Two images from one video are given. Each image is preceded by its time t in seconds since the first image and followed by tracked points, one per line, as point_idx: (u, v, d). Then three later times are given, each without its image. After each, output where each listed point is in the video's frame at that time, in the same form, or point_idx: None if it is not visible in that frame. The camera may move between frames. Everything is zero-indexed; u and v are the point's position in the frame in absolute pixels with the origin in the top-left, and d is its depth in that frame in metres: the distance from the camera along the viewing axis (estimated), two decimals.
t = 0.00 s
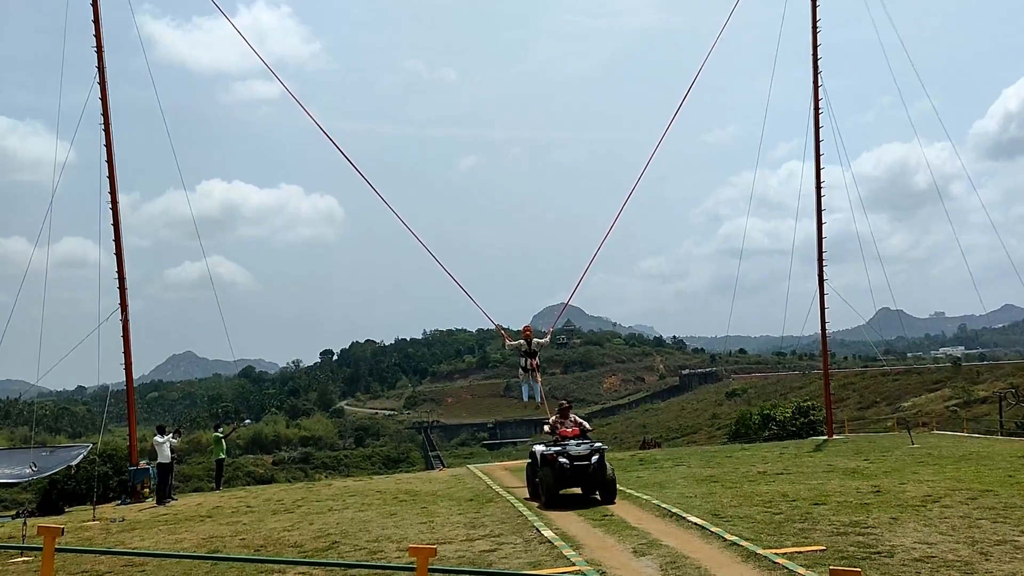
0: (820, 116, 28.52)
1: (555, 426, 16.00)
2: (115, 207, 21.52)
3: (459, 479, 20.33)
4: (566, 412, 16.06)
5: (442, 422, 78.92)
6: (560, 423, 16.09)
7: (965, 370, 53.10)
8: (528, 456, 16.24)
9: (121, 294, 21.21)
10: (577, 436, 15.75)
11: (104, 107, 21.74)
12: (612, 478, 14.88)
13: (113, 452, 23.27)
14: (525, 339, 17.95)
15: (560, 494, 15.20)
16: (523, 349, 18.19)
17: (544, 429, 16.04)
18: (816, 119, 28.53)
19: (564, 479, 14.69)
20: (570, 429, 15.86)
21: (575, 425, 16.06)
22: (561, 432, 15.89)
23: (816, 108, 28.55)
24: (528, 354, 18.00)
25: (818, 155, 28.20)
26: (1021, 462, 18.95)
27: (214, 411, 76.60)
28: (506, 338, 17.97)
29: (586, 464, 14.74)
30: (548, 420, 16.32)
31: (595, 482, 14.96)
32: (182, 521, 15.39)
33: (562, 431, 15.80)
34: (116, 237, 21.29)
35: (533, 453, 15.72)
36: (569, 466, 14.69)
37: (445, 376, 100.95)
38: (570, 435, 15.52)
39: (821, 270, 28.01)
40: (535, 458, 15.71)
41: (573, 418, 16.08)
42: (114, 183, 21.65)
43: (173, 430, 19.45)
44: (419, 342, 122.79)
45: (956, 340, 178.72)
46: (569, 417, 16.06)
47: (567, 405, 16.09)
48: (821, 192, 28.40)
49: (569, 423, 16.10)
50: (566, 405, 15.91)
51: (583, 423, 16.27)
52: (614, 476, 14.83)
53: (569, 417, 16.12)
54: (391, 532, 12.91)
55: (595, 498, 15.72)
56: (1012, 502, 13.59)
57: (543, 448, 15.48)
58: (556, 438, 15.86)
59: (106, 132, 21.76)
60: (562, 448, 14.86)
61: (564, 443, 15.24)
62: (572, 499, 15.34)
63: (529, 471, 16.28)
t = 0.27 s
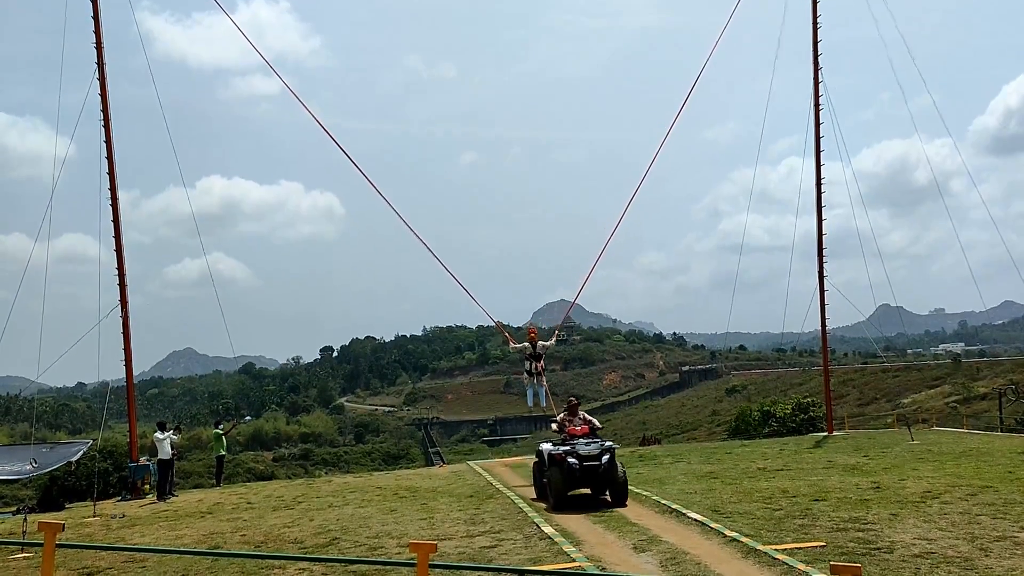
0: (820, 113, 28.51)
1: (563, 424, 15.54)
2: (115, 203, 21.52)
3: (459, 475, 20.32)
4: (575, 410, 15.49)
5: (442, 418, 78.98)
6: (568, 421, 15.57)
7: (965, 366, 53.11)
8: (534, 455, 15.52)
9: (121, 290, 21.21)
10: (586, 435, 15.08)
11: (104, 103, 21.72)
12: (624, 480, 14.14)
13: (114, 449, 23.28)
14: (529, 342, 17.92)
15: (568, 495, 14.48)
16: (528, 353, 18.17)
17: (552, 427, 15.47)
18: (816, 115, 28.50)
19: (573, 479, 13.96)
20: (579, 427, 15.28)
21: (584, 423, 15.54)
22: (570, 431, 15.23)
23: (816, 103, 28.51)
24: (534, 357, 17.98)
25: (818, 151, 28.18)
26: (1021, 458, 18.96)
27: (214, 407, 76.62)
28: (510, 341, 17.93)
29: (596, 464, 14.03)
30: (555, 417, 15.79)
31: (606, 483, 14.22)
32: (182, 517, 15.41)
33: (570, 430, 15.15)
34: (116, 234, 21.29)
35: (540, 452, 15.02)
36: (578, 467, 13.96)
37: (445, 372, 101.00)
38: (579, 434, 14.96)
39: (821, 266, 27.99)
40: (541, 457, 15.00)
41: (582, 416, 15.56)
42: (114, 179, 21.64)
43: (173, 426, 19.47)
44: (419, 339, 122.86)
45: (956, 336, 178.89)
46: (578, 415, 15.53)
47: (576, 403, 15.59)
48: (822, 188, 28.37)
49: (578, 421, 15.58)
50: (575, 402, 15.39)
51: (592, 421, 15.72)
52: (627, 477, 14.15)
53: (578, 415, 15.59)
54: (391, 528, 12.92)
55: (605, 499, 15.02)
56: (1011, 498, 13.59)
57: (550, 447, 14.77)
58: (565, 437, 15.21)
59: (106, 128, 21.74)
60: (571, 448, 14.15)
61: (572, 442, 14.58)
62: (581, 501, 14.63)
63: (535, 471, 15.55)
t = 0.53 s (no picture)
0: (820, 110, 28.50)
1: (574, 426, 14.81)
2: (115, 199, 21.51)
3: (460, 472, 20.34)
4: (586, 410, 14.72)
5: (442, 416, 79.05)
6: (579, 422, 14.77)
7: (965, 364, 53.15)
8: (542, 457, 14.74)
9: (122, 287, 21.20)
10: (598, 436, 14.29)
11: (104, 101, 21.72)
12: (638, 484, 13.39)
13: (114, 446, 23.28)
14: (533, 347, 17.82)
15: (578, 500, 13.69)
16: (533, 357, 18.10)
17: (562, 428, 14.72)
18: (816, 112, 28.51)
19: (585, 484, 13.18)
20: (590, 428, 14.48)
21: (595, 423, 14.74)
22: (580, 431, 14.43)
23: (816, 100, 28.51)
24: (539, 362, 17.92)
25: (818, 148, 28.17)
26: (1021, 455, 18.97)
27: (215, 405, 76.69)
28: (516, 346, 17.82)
29: (609, 468, 13.27)
30: (566, 418, 15.04)
31: (619, 488, 13.43)
32: (182, 515, 15.40)
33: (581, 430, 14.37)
34: (116, 231, 21.29)
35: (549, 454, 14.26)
36: (591, 471, 13.19)
37: (445, 370, 101.08)
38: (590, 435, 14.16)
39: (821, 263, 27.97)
40: (551, 458, 14.24)
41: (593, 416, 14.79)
42: (114, 176, 21.63)
43: (173, 423, 19.49)
44: (420, 336, 122.97)
45: (957, 333, 179.03)
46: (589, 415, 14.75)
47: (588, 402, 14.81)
48: (822, 185, 28.37)
49: (589, 421, 14.79)
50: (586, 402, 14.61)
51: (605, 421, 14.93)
52: (642, 482, 13.36)
53: (589, 415, 14.81)
54: (391, 526, 12.92)
55: (617, 503, 14.28)
56: (1012, 495, 13.60)
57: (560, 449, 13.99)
58: (575, 439, 14.36)
59: (106, 126, 21.74)
60: (581, 450, 13.38)
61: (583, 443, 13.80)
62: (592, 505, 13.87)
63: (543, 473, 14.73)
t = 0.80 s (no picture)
0: (821, 109, 28.48)
1: (585, 427, 14.00)
2: (115, 199, 21.51)
3: (460, 472, 20.36)
4: (597, 412, 14.01)
5: (442, 415, 79.02)
6: (590, 424, 14.05)
7: (965, 363, 53.15)
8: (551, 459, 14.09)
9: (122, 286, 21.20)
10: (611, 439, 13.55)
11: (104, 100, 21.71)
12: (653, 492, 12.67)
13: (114, 446, 23.27)
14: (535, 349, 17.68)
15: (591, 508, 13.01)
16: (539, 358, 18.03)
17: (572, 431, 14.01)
18: (816, 111, 28.50)
19: (597, 490, 12.52)
20: (601, 430, 13.72)
21: (608, 425, 13.96)
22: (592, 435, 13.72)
23: (817, 100, 28.51)
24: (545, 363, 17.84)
25: (819, 148, 28.16)
26: (1021, 454, 18.97)
27: (215, 405, 76.69)
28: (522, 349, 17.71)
29: (623, 473, 12.60)
30: (577, 420, 14.30)
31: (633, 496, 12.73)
32: (182, 514, 15.41)
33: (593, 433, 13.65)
34: (116, 230, 21.28)
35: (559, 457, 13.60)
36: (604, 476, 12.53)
37: (445, 370, 101.10)
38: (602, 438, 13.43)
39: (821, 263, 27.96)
40: (560, 462, 13.58)
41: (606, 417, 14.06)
42: (114, 176, 21.63)
43: (174, 423, 19.50)
44: (420, 336, 123.02)
45: (957, 333, 178.99)
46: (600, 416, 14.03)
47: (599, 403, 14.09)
48: (822, 185, 28.35)
49: (600, 423, 14.05)
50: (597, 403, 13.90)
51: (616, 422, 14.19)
52: (657, 490, 12.63)
53: (600, 416, 14.08)
54: (391, 525, 12.92)
55: (630, 510, 13.62)
56: (1012, 495, 13.60)
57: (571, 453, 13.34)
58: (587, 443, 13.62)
59: (106, 125, 21.73)
60: (593, 455, 12.72)
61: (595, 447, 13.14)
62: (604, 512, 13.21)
63: (553, 478, 14.04)
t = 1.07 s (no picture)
0: (820, 108, 28.49)
1: (596, 429, 13.44)
2: (114, 197, 21.50)
3: (459, 471, 20.37)
4: (611, 413, 13.53)
5: (441, 414, 79.01)
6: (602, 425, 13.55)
7: (964, 362, 53.19)
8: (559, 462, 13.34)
9: (121, 285, 21.20)
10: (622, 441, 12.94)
11: (103, 98, 21.71)
12: (669, 496, 11.89)
13: (113, 445, 23.26)
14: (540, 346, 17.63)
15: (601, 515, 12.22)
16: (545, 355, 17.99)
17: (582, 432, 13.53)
18: (815, 110, 28.51)
19: (609, 495, 11.73)
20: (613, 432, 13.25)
21: (619, 427, 13.43)
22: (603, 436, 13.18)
23: (816, 99, 28.51)
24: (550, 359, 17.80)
25: (818, 146, 28.16)
26: (1020, 453, 18.99)
27: (214, 403, 76.68)
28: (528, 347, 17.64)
29: (637, 477, 11.85)
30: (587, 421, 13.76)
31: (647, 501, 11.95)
32: (181, 513, 15.40)
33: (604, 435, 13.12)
34: (115, 229, 21.29)
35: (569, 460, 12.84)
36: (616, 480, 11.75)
37: (444, 369, 101.13)
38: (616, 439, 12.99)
39: (820, 261, 27.98)
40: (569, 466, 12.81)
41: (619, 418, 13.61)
42: (113, 175, 21.61)
43: (173, 422, 19.49)
44: (419, 334, 123.08)
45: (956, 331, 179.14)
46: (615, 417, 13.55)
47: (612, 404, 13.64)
48: (821, 183, 28.35)
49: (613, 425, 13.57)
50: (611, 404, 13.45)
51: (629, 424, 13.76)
52: (672, 495, 11.86)
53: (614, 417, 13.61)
54: (390, 524, 12.93)
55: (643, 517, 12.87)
56: (1010, 493, 13.63)
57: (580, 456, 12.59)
58: (598, 444, 13.16)
59: (105, 124, 21.71)
60: (605, 457, 11.95)
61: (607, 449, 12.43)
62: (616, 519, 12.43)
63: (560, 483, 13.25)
